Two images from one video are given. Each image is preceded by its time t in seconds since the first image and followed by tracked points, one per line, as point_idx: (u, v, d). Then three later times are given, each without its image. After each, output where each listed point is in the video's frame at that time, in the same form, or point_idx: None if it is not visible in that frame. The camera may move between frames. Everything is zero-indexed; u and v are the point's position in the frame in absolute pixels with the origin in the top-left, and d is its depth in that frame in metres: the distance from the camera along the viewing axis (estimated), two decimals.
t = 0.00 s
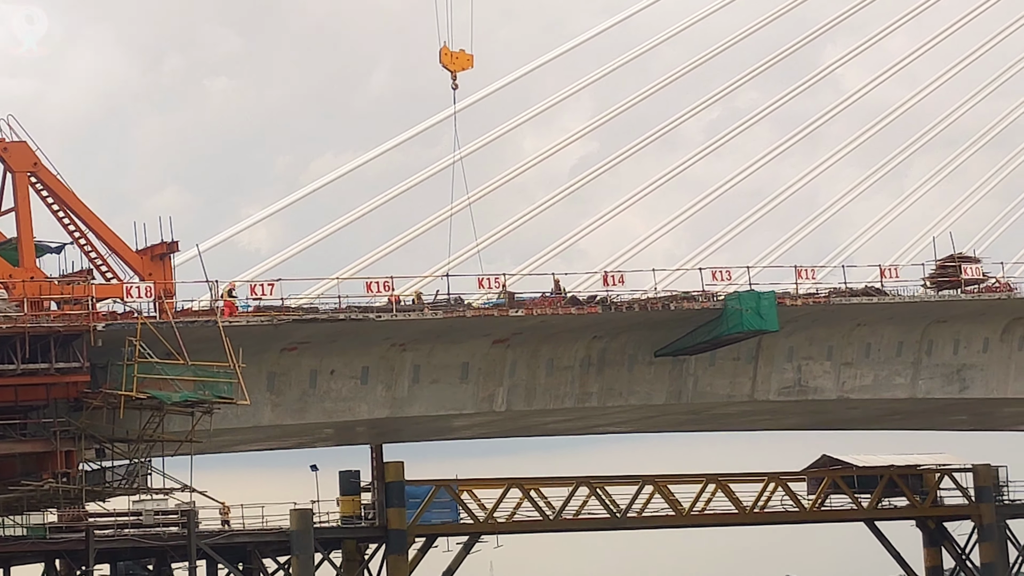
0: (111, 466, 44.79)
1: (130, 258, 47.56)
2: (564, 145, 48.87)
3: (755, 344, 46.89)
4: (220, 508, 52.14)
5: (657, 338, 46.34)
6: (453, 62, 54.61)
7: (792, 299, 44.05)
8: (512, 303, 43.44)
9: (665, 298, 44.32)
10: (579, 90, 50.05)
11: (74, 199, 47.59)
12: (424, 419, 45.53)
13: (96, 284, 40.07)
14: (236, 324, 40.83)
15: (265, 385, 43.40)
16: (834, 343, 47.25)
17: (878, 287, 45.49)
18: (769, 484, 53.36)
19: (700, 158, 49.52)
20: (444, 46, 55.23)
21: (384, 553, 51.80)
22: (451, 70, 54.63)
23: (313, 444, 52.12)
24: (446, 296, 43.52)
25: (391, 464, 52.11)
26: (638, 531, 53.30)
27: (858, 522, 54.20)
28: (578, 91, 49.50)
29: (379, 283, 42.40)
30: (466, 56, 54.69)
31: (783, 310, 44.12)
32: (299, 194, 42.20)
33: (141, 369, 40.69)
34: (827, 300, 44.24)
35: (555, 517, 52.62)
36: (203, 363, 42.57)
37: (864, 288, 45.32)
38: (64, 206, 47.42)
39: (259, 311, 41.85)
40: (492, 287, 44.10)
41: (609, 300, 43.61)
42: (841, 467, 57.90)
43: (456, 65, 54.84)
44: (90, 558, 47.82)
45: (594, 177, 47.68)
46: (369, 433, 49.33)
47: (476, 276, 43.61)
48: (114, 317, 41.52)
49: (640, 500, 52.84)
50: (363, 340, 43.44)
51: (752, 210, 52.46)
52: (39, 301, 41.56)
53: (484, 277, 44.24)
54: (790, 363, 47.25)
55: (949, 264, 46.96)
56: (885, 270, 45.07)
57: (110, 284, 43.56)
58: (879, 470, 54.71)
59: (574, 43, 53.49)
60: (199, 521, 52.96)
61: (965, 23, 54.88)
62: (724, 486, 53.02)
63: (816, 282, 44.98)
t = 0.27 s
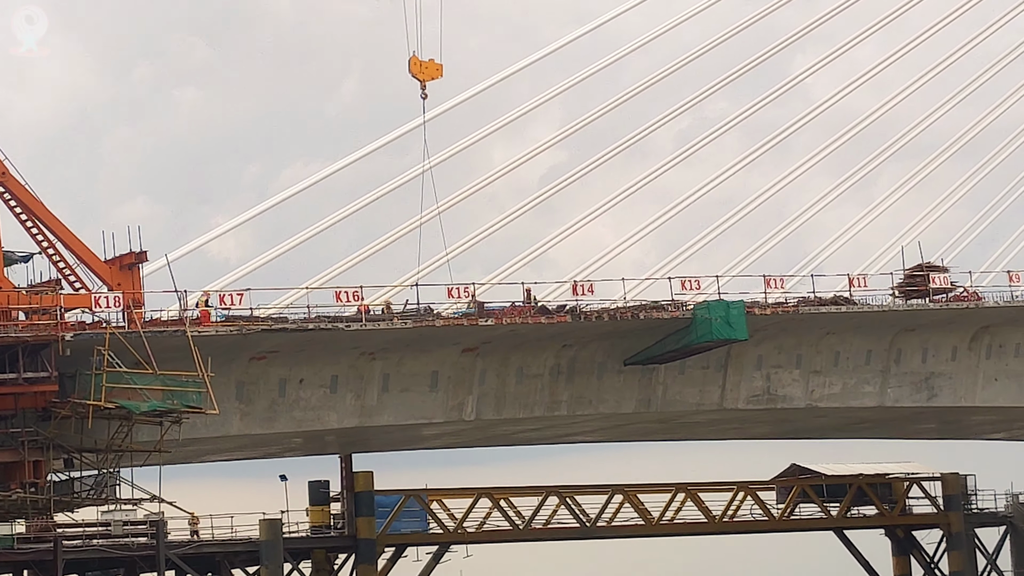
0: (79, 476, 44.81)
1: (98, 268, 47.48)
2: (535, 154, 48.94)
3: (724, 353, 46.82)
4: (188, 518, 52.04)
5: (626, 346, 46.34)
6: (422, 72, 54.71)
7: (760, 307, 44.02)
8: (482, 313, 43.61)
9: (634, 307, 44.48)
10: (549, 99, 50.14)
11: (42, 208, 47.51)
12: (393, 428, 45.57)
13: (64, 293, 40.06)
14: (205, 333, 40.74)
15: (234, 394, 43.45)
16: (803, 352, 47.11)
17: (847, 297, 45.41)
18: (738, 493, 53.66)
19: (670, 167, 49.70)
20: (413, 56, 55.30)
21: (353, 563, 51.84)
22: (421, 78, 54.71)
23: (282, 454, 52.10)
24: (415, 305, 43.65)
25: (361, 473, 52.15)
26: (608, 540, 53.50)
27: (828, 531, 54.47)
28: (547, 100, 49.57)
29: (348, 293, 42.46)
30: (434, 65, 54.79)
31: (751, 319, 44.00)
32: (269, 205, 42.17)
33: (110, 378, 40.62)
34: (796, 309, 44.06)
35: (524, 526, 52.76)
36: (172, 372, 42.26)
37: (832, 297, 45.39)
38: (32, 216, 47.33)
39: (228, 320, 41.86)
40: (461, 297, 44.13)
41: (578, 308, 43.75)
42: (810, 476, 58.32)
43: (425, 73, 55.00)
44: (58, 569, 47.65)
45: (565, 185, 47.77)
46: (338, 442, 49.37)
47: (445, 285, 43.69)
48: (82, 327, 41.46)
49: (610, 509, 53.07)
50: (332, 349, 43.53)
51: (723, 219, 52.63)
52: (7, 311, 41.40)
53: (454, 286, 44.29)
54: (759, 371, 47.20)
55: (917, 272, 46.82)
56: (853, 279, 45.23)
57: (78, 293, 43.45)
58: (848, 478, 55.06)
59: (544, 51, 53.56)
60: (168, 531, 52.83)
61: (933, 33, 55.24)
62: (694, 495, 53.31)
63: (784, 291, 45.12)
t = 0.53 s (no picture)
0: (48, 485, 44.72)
1: (66, 276, 47.37)
2: (507, 161, 48.90)
3: (695, 360, 46.93)
4: (157, 527, 51.95)
5: (596, 355, 46.61)
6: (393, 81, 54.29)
7: (730, 315, 44.01)
8: (451, 320, 43.73)
9: (604, 315, 44.64)
10: (520, 106, 50.11)
11: (9, 216, 47.39)
12: (363, 436, 45.65)
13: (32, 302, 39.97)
14: (174, 341, 40.67)
15: (203, 403, 43.37)
16: (773, 360, 47.27)
17: (816, 305, 45.46)
18: (708, 501, 53.97)
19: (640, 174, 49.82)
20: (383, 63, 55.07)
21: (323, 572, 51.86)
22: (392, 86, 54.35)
23: (251, 463, 52.07)
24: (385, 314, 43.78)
25: (330, 482, 52.14)
26: (577, 548, 53.72)
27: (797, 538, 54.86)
28: (519, 106, 49.54)
29: (318, 301, 42.51)
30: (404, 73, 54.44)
31: (721, 327, 43.87)
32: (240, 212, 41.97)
33: (78, 387, 40.53)
34: (766, 317, 44.00)
35: (494, 534, 52.92)
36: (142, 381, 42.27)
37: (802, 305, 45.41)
38: None
39: (197, 329, 41.84)
40: (431, 305, 44.33)
41: (548, 317, 43.90)
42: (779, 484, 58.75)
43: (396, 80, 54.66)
44: None
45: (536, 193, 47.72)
46: (307, 451, 49.41)
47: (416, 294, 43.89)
48: (50, 335, 41.38)
49: (579, 518, 53.30)
50: (302, 358, 43.54)
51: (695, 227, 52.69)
52: None
53: (424, 294, 44.49)
54: (729, 379, 47.31)
55: (886, 280, 46.94)
56: (822, 288, 45.53)
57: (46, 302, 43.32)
58: (817, 486, 55.44)
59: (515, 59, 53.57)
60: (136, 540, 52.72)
61: (901, 42, 55.53)
62: (663, 503, 53.58)
63: (755, 299, 45.23)
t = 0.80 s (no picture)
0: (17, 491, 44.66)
1: (35, 282, 47.29)
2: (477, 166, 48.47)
3: (664, 366, 46.56)
4: (127, 534, 51.87)
5: (566, 361, 46.46)
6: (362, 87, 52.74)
7: (700, 321, 44.13)
8: (421, 326, 43.84)
9: (574, 320, 44.72)
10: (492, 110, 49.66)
11: None
12: (333, 442, 45.65)
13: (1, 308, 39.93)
14: (143, 348, 40.60)
15: (173, 409, 43.31)
16: (743, 365, 46.85)
17: (786, 309, 45.65)
18: (678, 506, 54.28)
19: (612, 179, 49.42)
20: (350, 69, 54.62)
21: None
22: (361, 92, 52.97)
23: (222, 469, 52.05)
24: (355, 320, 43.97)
25: (300, 488, 52.09)
26: (548, 553, 53.91)
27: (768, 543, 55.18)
28: (490, 110, 49.11)
29: (288, 307, 42.48)
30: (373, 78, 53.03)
31: (691, 333, 44.06)
32: (203, 218, 41.51)
33: (48, 394, 40.49)
34: (735, 322, 43.99)
35: (465, 540, 53.07)
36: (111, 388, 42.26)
37: (772, 309, 45.65)
38: None
39: (166, 335, 41.76)
40: (401, 310, 44.43)
41: (518, 322, 43.95)
42: (749, 488, 59.14)
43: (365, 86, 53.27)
44: None
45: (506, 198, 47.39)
46: (278, 457, 49.45)
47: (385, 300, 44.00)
48: (19, 341, 41.33)
49: (550, 523, 53.51)
50: (271, 364, 43.46)
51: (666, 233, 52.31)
52: None
53: (394, 300, 44.56)
54: (699, 385, 47.01)
55: (856, 285, 47.14)
56: (791, 293, 45.84)
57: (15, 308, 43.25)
58: (786, 491, 55.77)
59: (488, 63, 53.38)
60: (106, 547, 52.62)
61: (873, 48, 55.60)
62: (634, 508, 53.86)
63: (724, 304, 45.11)
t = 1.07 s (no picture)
0: None
1: (6, 289, 47.24)
2: (446, 174, 47.68)
3: (637, 372, 46.52)
4: (99, 541, 51.77)
5: (538, 367, 46.19)
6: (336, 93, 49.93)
7: (672, 327, 44.38)
8: (394, 333, 43.86)
9: (546, 327, 44.75)
10: (464, 116, 48.68)
11: None
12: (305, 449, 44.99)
13: None
14: (115, 354, 40.32)
15: (144, 416, 42.75)
16: (715, 371, 46.97)
17: (757, 316, 46.01)
18: (651, 512, 54.56)
19: (584, 187, 48.75)
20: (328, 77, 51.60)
21: None
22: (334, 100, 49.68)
23: (194, 476, 52.04)
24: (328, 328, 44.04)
25: (273, 495, 52.13)
26: (521, 560, 54.08)
27: (740, 549, 55.50)
28: (462, 117, 48.25)
29: (260, 314, 42.48)
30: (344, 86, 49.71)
31: (663, 339, 44.26)
32: (173, 226, 41.31)
33: (19, 402, 40.36)
34: (707, 329, 44.25)
35: (438, 547, 53.25)
36: (84, 395, 42.07)
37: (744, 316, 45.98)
38: None
39: (138, 343, 41.58)
40: (374, 317, 44.48)
41: (491, 329, 43.87)
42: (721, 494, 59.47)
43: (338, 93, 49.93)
44: None
45: (476, 207, 46.85)
46: (250, 464, 49.48)
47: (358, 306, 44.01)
48: None
49: (523, 530, 53.70)
50: (243, 370, 42.98)
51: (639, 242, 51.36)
52: None
53: (366, 307, 44.50)
54: (671, 391, 47.03)
55: (827, 291, 47.51)
56: (763, 299, 46.20)
57: None
58: (758, 497, 56.11)
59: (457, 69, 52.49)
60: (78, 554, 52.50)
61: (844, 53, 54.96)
62: (606, 515, 54.10)
63: (696, 311, 45.48)
